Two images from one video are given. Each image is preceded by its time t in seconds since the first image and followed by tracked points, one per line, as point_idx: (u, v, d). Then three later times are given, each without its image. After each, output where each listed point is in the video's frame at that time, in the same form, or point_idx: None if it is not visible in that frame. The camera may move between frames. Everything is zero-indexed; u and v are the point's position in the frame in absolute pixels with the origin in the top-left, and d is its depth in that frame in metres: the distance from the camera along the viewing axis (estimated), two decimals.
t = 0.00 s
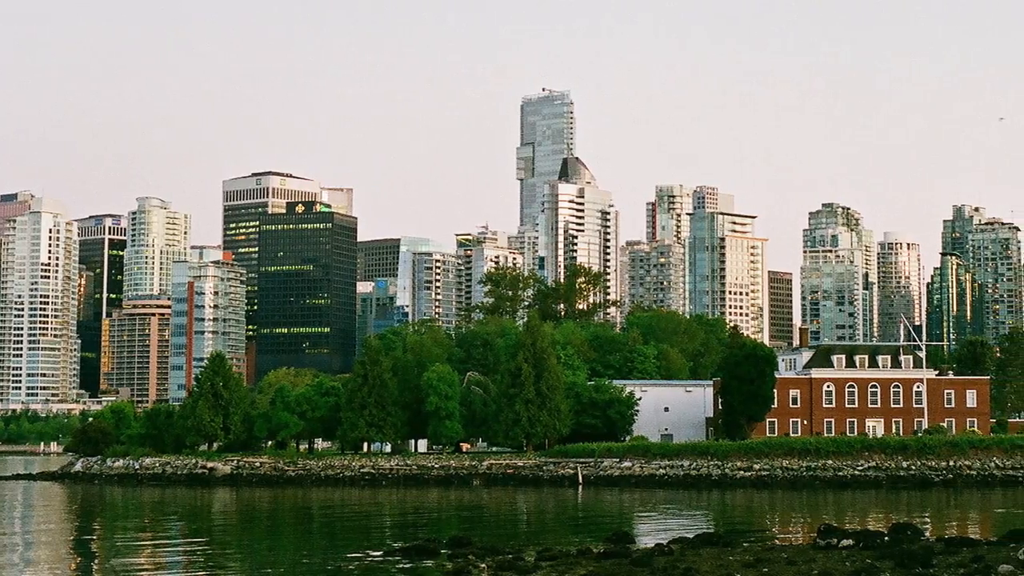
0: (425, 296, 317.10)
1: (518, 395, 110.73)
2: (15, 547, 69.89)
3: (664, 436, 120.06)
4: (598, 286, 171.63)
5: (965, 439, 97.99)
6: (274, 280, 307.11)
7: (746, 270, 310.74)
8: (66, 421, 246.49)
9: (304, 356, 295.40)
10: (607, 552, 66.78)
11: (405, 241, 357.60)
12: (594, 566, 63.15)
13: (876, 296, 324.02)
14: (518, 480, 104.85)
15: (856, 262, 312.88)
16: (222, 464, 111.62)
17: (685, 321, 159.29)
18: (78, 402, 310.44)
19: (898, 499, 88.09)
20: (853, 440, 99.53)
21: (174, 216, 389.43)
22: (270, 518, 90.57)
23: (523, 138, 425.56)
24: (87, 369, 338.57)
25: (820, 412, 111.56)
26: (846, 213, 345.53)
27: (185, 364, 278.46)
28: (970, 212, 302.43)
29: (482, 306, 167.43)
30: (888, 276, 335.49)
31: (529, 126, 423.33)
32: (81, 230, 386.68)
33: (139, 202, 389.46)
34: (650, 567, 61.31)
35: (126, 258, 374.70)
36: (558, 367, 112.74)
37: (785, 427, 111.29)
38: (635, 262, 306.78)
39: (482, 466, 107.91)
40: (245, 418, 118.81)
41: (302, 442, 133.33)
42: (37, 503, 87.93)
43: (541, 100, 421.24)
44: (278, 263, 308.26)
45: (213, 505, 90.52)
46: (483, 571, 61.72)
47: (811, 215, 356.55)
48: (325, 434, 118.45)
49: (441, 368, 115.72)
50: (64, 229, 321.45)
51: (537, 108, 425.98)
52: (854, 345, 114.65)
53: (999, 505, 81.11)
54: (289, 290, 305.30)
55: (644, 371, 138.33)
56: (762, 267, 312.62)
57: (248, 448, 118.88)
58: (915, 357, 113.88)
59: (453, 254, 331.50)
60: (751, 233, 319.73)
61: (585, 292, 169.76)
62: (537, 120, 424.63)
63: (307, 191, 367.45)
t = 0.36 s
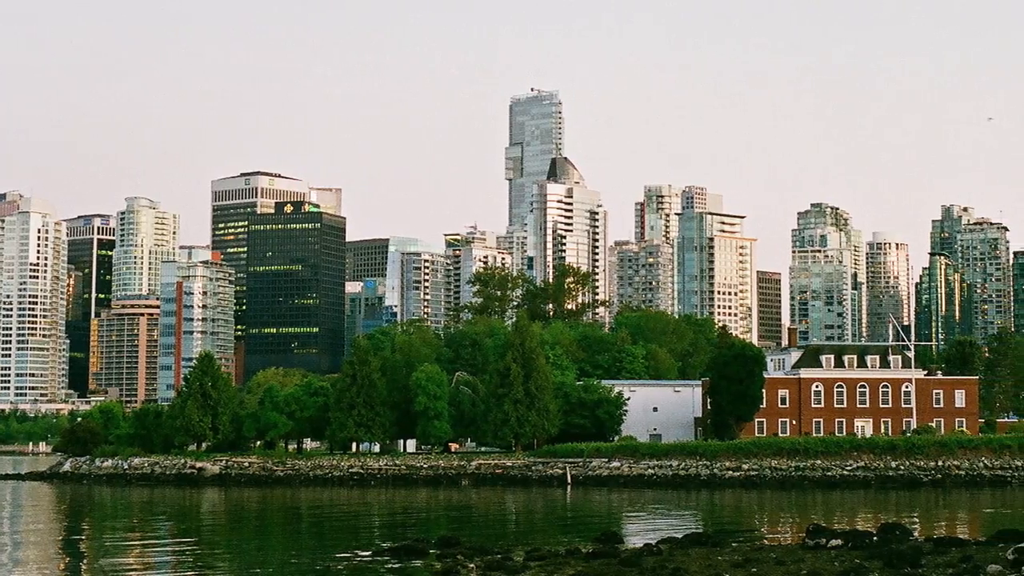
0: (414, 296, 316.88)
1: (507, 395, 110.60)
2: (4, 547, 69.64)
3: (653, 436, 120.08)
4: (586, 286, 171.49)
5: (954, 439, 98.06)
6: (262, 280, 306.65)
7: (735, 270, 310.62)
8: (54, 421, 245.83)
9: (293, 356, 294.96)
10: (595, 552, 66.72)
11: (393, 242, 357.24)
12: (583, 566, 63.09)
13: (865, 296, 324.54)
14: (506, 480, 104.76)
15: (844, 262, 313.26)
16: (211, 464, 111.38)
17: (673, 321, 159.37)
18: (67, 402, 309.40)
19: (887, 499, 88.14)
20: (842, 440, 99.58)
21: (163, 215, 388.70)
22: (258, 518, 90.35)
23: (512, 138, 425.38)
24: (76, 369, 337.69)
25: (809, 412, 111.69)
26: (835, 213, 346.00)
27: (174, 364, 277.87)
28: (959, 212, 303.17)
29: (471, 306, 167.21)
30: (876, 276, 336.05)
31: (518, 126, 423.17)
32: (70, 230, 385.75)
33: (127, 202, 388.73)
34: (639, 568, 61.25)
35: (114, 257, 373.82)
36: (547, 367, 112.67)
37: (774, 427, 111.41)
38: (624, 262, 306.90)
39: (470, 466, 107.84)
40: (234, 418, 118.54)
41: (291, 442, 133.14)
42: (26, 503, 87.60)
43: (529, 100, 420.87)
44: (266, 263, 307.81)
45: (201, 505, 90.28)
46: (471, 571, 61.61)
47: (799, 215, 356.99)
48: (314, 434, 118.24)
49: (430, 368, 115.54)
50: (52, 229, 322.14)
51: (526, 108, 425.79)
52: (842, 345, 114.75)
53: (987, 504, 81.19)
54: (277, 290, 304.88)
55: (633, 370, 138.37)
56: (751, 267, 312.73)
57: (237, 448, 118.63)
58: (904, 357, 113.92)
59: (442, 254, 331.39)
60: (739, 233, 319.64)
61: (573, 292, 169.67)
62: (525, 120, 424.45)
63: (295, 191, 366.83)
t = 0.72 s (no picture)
0: (401, 297, 316.65)
1: (494, 395, 110.52)
2: None
3: (640, 436, 120.15)
4: (574, 286, 171.39)
5: (941, 439, 98.21)
6: (249, 280, 306.13)
7: (722, 270, 310.79)
8: (41, 421, 245.11)
9: (280, 356, 294.49)
10: (583, 552, 66.66)
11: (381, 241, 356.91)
12: (570, 566, 63.03)
13: (852, 296, 325.07)
14: (494, 480, 104.67)
15: (832, 262, 313.72)
16: (198, 464, 111.09)
17: (660, 322, 159.48)
18: (55, 402, 308.64)
19: (874, 500, 88.25)
20: (829, 440, 99.71)
21: (150, 215, 387.76)
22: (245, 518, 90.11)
23: (499, 138, 425.29)
24: (63, 369, 336.67)
25: (796, 412, 111.80)
26: (823, 213, 346.59)
27: (161, 364, 277.16)
28: (946, 212, 304.04)
29: (457, 306, 166.97)
30: (864, 276, 336.66)
31: (505, 126, 423.06)
32: (57, 230, 384.64)
33: (114, 202, 387.81)
34: (626, 567, 61.20)
35: (102, 258, 372.90)
36: (534, 367, 112.57)
37: (761, 427, 111.53)
38: (611, 262, 307.16)
39: (457, 466, 107.75)
40: (221, 418, 118.25)
41: (278, 443, 132.87)
42: (12, 503, 87.25)
43: (516, 100, 420.59)
44: (253, 263, 307.31)
45: (188, 505, 90.00)
46: (459, 571, 61.51)
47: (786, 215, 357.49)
48: (301, 434, 117.97)
49: (416, 368, 115.39)
50: (40, 229, 321.10)
51: (513, 108, 425.67)
52: (829, 345, 114.83)
53: (974, 505, 81.32)
54: (264, 290, 304.35)
55: (620, 371, 138.34)
56: (738, 267, 312.91)
57: (224, 448, 118.34)
58: (891, 357, 114.09)
59: (429, 253, 331.16)
60: (727, 233, 319.70)
61: (561, 292, 169.55)
62: (512, 120, 424.32)
63: (282, 191, 366.24)
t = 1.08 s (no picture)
0: (387, 296, 316.40)
1: (479, 395, 110.43)
2: None
3: (626, 436, 120.17)
4: (560, 286, 171.34)
5: (927, 439, 98.36)
6: (234, 280, 305.43)
7: (708, 270, 311.04)
8: (27, 421, 244.13)
9: (266, 356, 293.74)
10: (569, 552, 66.60)
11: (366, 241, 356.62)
12: (556, 566, 62.96)
13: (838, 296, 325.67)
14: (479, 480, 104.57)
15: (817, 262, 314.28)
16: (184, 464, 110.75)
17: (646, 322, 159.57)
18: (40, 402, 305.38)
19: (860, 499, 88.37)
20: (815, 440, 99.83)
21: (135, 215, 386.83)
22: (231, 518, 89.80)
23: (484, 138, 425.22)
24: (49, 369, 335.39)
25: (782, 413, 111.93)
26: (808, 213, 347.30)
27: (147, 364, 276.28)
28: (932, 212, 305.17)
29: (443, 306, 166.79)
30: (849, 275, 337.34)
31: (490, 126, 423.13)
32: (42, 230, 383.38)
33: (100, 202, 386.78)
34: (612, 567, 61.17)
35: (87, 258, 371.78)
36: (520, 368, 112.49)
37: (747, 427, 111.68)
38: (596, 262, 307.47)
39: (443, 466, 107.58)
40: (206, 418, 117.89)
41: (264, 443, 132.56)
42: None
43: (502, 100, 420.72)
44: (239, 262, 306.70)
45: (174, 505, 89.68)
46: (444, 571, 61.39)
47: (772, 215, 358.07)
48: (287, 434, 117.69)
49: (403, 368, 115.23)
50: (26, 229, 321.07)
51: (499, 108, 425.68)
52: (815, 345, 115.01)
53: (960, 504, 81.52)
54: (250, 290, 303.72)
55: (606, 370, 138.31)
56: (724, 267, 313.16)
57: (210, 448, 117.96)
58: (876, 357, 114.32)
59: (415, 253, 330.94)
60: (712, 233, 319.90)
61: (546, 292, 169.48)
62: (498, 120, 424.32)
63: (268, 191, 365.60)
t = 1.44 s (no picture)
0: (370, 297, 316.12)
1: (463, 395, 110.38)
2: None
3: (609, 436, 120.22)
4: (543, 286, 171.26)
5: (910, 439, 98.52)
6: (218, 280, 304.70)
7: (691, 270, 311.48)
8: (10, 421, 243.28)
9: (250, 356, 293.24)
10: (552, 552, 66.57)
11: (351, 241, 356.10)
12: (540, 566, 62.89)
13: (821, 296, 326.39)
14: (463, 480, 104.47)
15: (801, 262, 314.88)
16: (168, 464, 110.35)
17: (630, 322, 159.76)
18: (24, 402, 304.66)
19: (844, 499, 88.54)
20: (799, 441, 99.98)
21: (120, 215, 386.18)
22: (215, 518, 89.54)
23: (469, 138, 425.11)
24: (32, 369, 334.23)
25: (765, 413, 112.06)
26: (792, 213, 348.04)
27: (130, 364, 275.42)
28: (915, 212, 306.21)
29: (427, 306, 166.62)
30: (833, 276, 338.13)
31: (474, 126, 423.28)
32: (26, 230, 382.24)
33: (84, 202, 385.89)
34: (596, 567, 61.14)
35: (71, 258, 370.80)
36: (503, 368, 112.37)
37: (731, 427, 111.81)
38: (580, 262, 307.66)
39: (427, 467, 107.47)
40: (190, 418, 117.50)
41: (248, 443, 132.22)
42: None
43: (486, 100, 420.92)
44: (223, 262, 306.13)
45: (158, 505, 89.36)
46: (428, 571, 61.28)
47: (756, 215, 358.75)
48: (271, 434, 117.37)
49: (386, 368, 115.08)
50: (10, 230, 321.17)
51: (482, 108, 425.86)
52: (799, 345, 115.18)
53: (944, 504, 81.71)
54: (233, 290, 303.11)
55: (590, 371, 138.31)
56: (708, 267, 313.46)
57: (194, 448, 117.64)
58: (860, 357, 114.57)
59: (399, 253, 330.76)
60: (696, 233, 320.20)
61: (530, 292, 169.42)
62: (482, 120, 424.44)
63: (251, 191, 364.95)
